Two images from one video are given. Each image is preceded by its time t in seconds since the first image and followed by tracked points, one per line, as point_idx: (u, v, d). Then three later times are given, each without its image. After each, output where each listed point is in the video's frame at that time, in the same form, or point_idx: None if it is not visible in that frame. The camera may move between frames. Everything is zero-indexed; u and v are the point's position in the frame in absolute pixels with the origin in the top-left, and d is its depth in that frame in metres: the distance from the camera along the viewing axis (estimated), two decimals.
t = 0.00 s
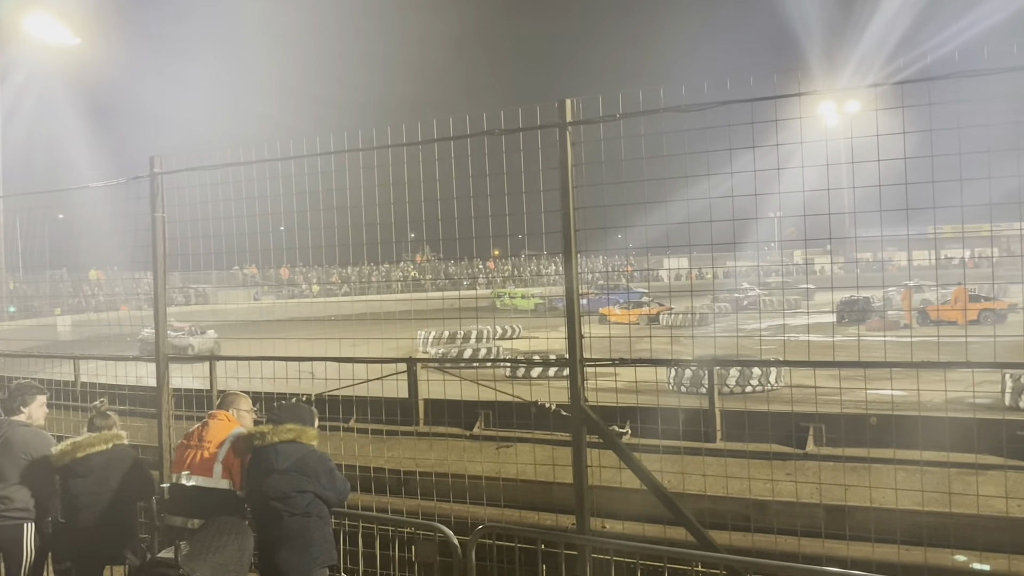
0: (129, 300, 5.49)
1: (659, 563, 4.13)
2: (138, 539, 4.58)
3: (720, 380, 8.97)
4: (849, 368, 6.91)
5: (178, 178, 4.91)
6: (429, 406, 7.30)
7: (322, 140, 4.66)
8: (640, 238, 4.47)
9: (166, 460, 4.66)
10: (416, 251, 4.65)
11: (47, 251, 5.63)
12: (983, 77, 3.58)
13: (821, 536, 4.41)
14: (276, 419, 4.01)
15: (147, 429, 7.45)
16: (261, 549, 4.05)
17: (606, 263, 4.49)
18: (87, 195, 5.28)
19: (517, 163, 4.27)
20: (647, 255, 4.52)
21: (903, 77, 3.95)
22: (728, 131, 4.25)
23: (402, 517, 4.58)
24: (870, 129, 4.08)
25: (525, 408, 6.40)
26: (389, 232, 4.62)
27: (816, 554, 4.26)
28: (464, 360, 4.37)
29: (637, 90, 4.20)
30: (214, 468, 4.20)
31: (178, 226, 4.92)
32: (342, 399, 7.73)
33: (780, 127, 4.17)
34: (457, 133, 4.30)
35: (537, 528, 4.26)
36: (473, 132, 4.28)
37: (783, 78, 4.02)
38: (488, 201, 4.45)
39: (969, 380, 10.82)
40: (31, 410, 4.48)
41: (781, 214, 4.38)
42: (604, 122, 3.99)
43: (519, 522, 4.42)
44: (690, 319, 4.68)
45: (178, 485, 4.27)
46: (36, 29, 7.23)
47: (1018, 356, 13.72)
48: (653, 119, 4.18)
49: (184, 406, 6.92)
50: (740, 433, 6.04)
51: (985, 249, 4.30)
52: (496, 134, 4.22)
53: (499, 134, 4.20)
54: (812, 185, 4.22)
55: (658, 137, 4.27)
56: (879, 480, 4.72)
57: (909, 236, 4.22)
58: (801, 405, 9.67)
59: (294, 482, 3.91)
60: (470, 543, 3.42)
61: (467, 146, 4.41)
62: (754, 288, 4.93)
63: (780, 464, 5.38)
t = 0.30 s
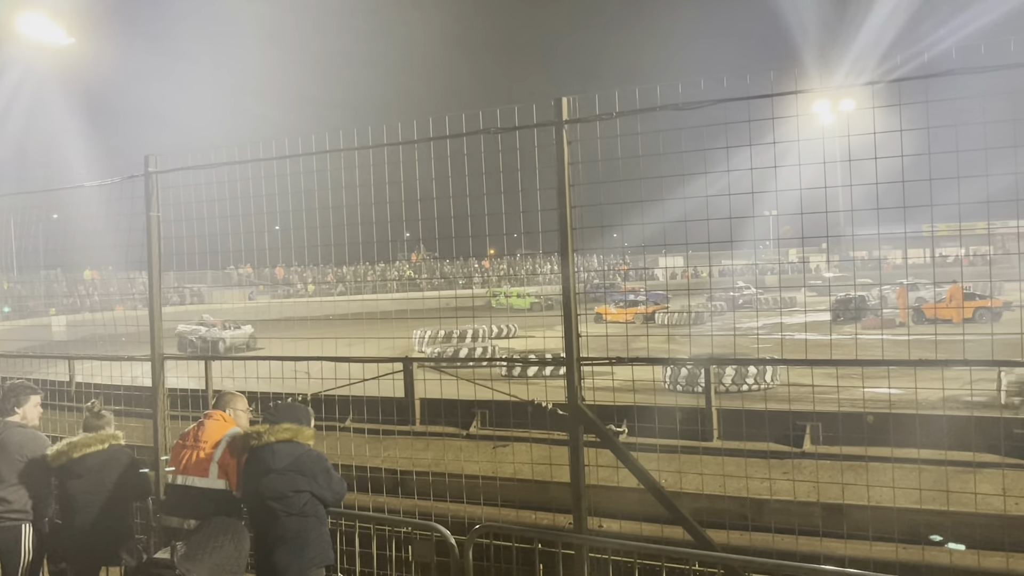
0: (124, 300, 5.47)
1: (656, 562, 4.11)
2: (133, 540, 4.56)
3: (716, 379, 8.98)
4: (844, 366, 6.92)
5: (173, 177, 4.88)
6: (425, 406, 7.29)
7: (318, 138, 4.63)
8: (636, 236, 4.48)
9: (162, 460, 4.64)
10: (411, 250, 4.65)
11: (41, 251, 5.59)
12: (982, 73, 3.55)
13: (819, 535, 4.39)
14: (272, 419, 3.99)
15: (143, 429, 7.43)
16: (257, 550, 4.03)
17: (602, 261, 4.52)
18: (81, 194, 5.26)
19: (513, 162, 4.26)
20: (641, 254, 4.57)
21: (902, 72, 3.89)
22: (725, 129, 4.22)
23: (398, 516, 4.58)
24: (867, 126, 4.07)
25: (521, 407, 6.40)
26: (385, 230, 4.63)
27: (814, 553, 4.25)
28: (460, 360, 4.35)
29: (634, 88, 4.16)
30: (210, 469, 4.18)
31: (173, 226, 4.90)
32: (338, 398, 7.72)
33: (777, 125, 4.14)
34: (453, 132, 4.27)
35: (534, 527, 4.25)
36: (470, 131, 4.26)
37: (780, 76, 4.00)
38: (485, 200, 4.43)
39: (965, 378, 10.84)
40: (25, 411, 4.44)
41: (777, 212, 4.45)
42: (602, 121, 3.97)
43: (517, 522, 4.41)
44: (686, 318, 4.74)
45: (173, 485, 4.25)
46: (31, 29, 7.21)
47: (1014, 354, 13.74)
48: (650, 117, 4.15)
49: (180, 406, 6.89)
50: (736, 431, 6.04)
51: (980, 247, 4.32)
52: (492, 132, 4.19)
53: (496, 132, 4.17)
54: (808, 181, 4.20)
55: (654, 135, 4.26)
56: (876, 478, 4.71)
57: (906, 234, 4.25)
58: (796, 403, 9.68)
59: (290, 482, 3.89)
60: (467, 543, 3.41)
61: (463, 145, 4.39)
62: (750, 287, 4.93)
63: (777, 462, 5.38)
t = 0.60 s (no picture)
0: (120, 300, 5.46)
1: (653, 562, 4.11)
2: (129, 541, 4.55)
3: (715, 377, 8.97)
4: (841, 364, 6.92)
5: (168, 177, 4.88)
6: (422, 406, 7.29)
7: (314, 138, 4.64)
8: (632, 235, 4.47)
9: (158, 461, 4.63)
10: (408, 249, 4.63)
11: (37, 251, 5.60)
12: (978, 72, 3.55)
13: (816, 534, 4.38)
14: (268, 419, 3.97)
15: (139, 430, 7.42)
16: (253, 549, 4.02)
17: (599, 259, 4.49)
18: (76, 194, 5.25)
19: (510, 161, 4.27)
20: (638, 253, 4.60)
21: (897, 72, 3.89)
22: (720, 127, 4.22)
23: (395, 517, 4.57)
24: (863, 123, 4.06)
25: (518, 407, 6.40)
26: (382, 230, 4.63)
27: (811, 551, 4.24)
28: (456, 359, 4.35)
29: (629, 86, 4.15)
30: (205, 469, 4.17)
31: (168, 226, 4.89)
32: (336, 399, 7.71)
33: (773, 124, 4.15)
34: (449, 131, 4.28)
35: (531, 527, 4.24)
36: (467, 130, 4.28)
37: (776, 74, 4.00)
38: (481, 200, 4.42)
39: (962, 377, 10.86)
40: (17, 412, 4.44)
41: (773, 212, 4.48)
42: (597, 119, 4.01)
43: (513, 522, 4.40)
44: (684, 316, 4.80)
45: (169, 486, 4.24)
46: (25, 28, 7.19)
47: (1012, 353, 13.76)
48: (646, 115, 4.15)
49: (176, 407, 6.89)
50: (733, 431, 6.04)
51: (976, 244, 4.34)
52: (489, 131, 4.19)
53: (491, 132, 4.17)
54: (804, 180, 4.24)
55: (650, 134, 4.27)
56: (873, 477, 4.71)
57: (903, 232, 4.24)
58: (794, 402, 9.68)
59: (287, 483, 3.88)
60: (464, 543, 3.40)
61: (459, 144, 4.39)
62: (746, 285, 4.93)
63: (774, 461, 5.38)
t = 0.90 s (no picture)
0: (120, 299, 5.46)
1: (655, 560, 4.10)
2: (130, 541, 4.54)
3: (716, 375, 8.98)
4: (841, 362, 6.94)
5: (168, 176, 4.88)
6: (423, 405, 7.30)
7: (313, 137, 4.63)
8: (633, 233, 4.46)
9: (159, 460, 4.62)
10: (410, 248, 4.61)
11: (37, 251, 5.59)
12: (982, 69, 3.54)
13: (818, 532, 4.38)
14: (269, 418, 3.97)
15: (139, 429, 7.41)
16: (254, 550, 4.01)
17: (599, 258, 4.52)
18: (76, 193, 5.24)
19: (511, 159, 4.26)
20: (638, 251, 4.54)
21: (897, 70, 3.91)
22: (721, 125, 4.21)
23: (396, 516, 4.57)
24: (864, 120, 4.05)
25: (520, 406, 6.41)
26: (382, 228, 4.65)
27: (814, 550, 4.24)
28: (457, 358, 4.34)
29: (630, 84, 4.15)
30: (207, 468, 4.17)
31: (169, 225, 4.88)
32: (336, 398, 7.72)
33: (774, 121, 4.16)
34: (449, 129, 4.28)
35: (532, 526, 4.24)
36: (466, 128, 4.27)
37: (777, 71, 4.01)
38: (482, 198, 4.42)
39: (964, 374, 10.87)
40: (14, 412, 4.33)
41: (774, 209, 4.35)
42: (597, 117, 4.00)
43: (515, 520, 4.40)
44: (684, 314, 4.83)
45: (170, 485, 4.23)
46: (25, 27, 7.18)
47: (1014, 350, 13.77)
48: (648, 113, 4.16)
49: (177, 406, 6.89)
50: (734, 429, 6.05)
51: (977, 242, 4.34)
52: (489, 130, 4.19)
53: (492, 130, 4.17)
54: (806, 177, 4.22)
55: (651, 132, 4.27)
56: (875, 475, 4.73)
57: (905, 230, 4.26)
58: (796, 399, 9.69)
59: (288, 482, 3.88)
60: (465, 542, 3.41)
61: (459, 142, 4.38)
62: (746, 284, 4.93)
63: (775, 460, 5.38)
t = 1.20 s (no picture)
0: (128, 296, 5.48)
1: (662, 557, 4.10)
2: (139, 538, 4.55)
3: (724, 371, 8.97)
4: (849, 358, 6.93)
5: (176, 174, 4.89)
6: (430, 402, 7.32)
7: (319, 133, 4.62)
8: (640, 229, 4.41)
9: (167, 457, 4.63)
10: (415, 245, 4.62)
11: (45, 249, 5.61)
12: (991, 64, 3.53)
13: (826, 529, 4.38)
14: (277, 415, 3.98)
15: (148, 426, 7.44)
16: (262, 545, 4.03)
17: (605, 255, 4.44)
18: (83, 190, 5.25)
19: (517, 156, 4.26)
20: (646, 246, 4.46)
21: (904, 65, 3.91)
22: (728, 121, 4.23)
23: (404, 513, 4.57)
24: (871, 116, 4.07)
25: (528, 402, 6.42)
26: (389, 226, 4.63)
27: (822, 546, 4.24)
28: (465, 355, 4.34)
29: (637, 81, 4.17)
30: (215, 465, 4.16)
31: (176, 222, 4.89)
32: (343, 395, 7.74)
33: (781, 117, 4.16)
34: (456, 126, 4.31)
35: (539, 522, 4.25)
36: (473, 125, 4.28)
37: (784, 67, 4.02)
38: (490, 195, 4.43)
39: (972, 370, 10.83)
40: (22, 410, 4.27)
41: (782, 206, 4.36)
42: (604, 114, 4.01)
43: (522, 516, 4.41)
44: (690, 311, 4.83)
45: (179, 482, 4.24)
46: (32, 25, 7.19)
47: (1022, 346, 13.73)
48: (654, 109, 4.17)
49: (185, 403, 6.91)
50: (742, 425, 6.06)
51: (986, 237, 4.27)
52: (496, 126, 4.22)
53: (499, 126, 4.20)
54: (814, 173, 4.20)
55: (658, 128, 4.27)
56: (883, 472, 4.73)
57: (913, 226, 4.22)
58: (804, 395, 9.67)
59: (297, 478, 3.90)
60: (473, 539, 3.43)
61: (467, 139, 4.41)
62: (754, 280, 4.92)
63: (783, 456, 5.37)
